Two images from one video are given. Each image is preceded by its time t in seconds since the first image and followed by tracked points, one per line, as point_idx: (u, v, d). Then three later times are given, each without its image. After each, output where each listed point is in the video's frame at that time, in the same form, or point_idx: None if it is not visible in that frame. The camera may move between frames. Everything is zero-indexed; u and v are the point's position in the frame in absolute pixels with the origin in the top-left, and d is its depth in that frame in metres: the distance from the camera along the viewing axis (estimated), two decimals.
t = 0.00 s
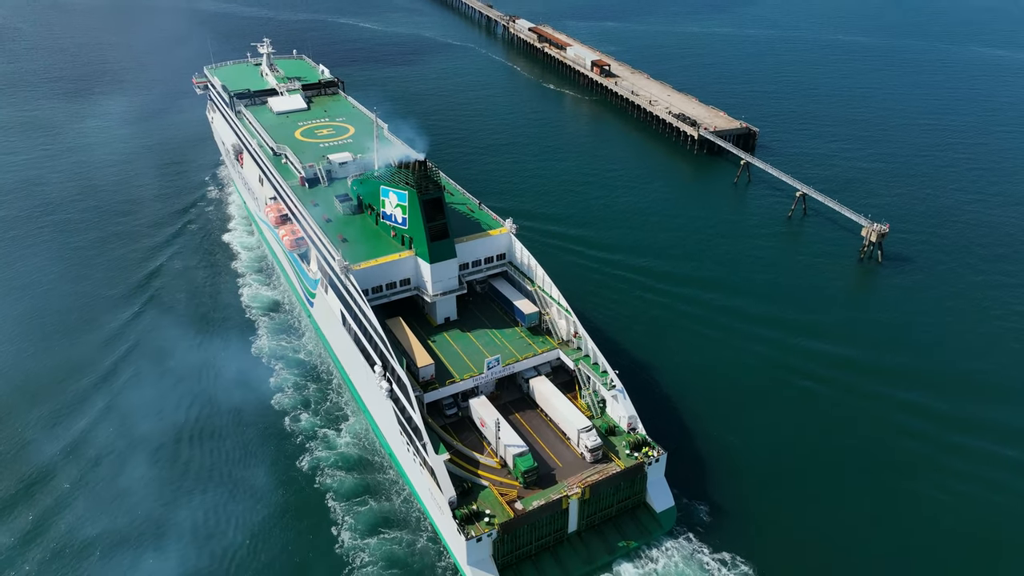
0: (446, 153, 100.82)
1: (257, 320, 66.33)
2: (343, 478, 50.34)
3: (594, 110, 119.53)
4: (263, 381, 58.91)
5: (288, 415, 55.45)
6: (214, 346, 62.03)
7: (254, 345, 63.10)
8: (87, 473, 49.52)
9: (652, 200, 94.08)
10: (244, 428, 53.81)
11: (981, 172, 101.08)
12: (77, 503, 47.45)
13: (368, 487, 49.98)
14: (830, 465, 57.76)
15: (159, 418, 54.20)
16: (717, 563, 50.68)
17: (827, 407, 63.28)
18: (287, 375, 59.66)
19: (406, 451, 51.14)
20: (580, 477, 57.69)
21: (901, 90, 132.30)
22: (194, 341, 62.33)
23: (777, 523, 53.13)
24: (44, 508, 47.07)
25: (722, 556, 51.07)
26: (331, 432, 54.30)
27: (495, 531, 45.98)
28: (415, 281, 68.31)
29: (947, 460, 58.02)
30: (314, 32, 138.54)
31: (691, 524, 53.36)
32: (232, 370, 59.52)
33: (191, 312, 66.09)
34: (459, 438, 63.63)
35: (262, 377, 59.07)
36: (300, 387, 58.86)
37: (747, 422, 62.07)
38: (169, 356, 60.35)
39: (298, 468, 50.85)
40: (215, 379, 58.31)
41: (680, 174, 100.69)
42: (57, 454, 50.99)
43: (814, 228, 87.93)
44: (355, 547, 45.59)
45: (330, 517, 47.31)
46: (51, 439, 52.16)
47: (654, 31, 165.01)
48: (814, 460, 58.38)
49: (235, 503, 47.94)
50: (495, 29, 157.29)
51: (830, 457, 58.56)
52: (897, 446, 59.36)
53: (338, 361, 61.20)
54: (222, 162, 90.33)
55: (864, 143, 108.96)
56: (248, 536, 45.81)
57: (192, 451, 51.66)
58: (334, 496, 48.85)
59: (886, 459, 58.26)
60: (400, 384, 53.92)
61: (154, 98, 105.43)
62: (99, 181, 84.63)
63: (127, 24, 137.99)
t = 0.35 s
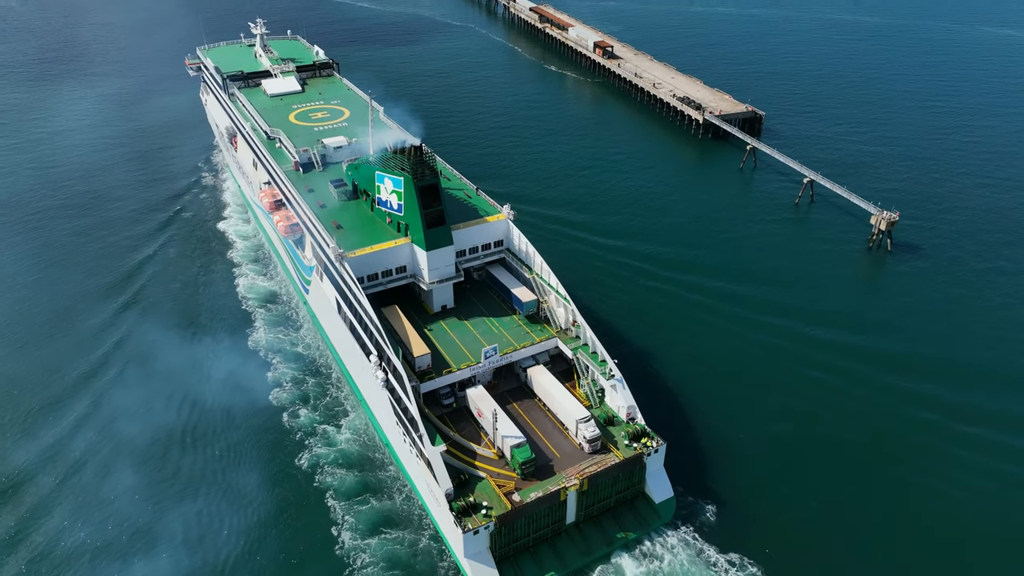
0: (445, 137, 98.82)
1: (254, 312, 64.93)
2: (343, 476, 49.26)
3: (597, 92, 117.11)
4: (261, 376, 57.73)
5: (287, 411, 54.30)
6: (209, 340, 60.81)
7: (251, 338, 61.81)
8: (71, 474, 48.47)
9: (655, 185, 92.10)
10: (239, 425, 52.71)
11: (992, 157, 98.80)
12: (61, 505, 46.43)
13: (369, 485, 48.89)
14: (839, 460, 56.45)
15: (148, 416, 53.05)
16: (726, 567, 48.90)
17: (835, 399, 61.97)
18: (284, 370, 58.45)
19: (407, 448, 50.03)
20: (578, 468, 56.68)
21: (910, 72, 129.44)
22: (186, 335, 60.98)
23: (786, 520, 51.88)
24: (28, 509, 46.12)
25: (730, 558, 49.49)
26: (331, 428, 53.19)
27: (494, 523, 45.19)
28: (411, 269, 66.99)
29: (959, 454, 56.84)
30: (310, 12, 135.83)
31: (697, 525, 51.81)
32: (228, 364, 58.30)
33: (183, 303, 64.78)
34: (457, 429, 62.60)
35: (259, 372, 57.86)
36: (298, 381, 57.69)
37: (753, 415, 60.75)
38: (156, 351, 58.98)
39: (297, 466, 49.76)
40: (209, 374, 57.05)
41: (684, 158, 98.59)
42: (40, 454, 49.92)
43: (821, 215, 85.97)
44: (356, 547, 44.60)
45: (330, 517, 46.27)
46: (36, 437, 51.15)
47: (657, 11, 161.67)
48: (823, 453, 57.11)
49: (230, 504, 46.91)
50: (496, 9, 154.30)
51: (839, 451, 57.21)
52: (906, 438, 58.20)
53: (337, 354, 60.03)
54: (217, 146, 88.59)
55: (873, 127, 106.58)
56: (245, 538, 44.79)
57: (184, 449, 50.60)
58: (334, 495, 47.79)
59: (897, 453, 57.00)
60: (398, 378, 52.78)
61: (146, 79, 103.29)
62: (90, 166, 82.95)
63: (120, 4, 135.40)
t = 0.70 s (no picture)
0: (443, 131, 97.21)
1: (251, 313, 63.64)
2: (343, 484, 48.19)
3: (599, 85, 115.30)
4: (258, 380, 56.57)
5: (285, 416, 53.16)
6: (204, 342, 59.63)
7: (247, 340, 60.55)
8: (55, 482, 47.48)
9: (658, 180, 90.36)
10: (234, 430, 51.65)
11: (1002, 151, 96.96)
12: (44, 515, 45.45)
13: (369, 493, 47.80)
14: (849, 463, 55.16)
15: (136, 420, 52.04)
16: None
17: (843, 400, 60.69)
18: (282, 373, 57.27)
19: (403, 448, 49.32)
20: (577, 469, 55.61)
21: (918, 64, 127.29)
22: (179, 338, 59.79)
23: (796, 526, 50.56)
24: (11, 521, 45.06)
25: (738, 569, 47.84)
26: (330, 434, 52.08)
27: (490, 525, 44.25)
28: (407, 265, 65.82)
29: (972, 457, 55.61)
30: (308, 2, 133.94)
31: (702, 535, 50.07)
32: (224, 368, 57.12)
33: (175, 302, 63.69)
34: (453, 429, 61.54)
35: (256, 375, 56.71)
36: (297, 385, 56.53)
37: (758, 415, 59.54)
38: (144, 354, 57.86)
39: (296, 474, 48.65)
40: (202, 379, 55.90)
41: (688, 153, 96.81)
42: (23, 460, 48.95)
43: (828, 210, 84.33)
44: (356, 558, 43.59)
45: (329, 527, 45.23)
46: (22, 442, 50.18)
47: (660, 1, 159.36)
48: (830, 455, 55.85)
49: (223, 514, 45.86)
50: None
51: (848, 454, 55.92)
52: (915, 440, 57.02)
53: (336, 356, 58.88)
54: (212, 139, 87.22)
55: (880, 120, 104.70)
56: (241, 550, 43.75)
57: (176, 457, 49.48)
58: (333, 503, 46.72)
59: (909, 456, 55.75)
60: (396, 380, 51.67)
61: (140, 70, 101.73)
62: (82, 160, 81.60)
63: None
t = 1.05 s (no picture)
0: (443, 133, 95.70)
1: (247, 323, 62.04)
2: (343, 501, 46.59)
3: (601, 85, 113.75)
4: (255, 393, 54.97)
5: (282, 431, 51.58)
6: (198, 354, 58.15)
7: (243, 352, 58.96)
8: (37, 500, 46.17)
9: (661, 184, 88.68)
10: (228, 445, 50.11)
11: (1012, 154, 95.07)
12: (24, 534, 44.12)
13: (370, 511, 46.19)
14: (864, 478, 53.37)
15: (122, 434, 50.69)
16: None
17: (855, 411, 59.00)
18: (279, 386, 55.66)
19: (399, 457, 48.17)
20: (575, 479, 54.26)
21: (925, 64, 125.40)
22: (171, 350, 58.22)
23: (810, 544, 48.79)
24: None
25: None
26: (329, 449, 50.47)
27: (488, 537, 43.13)
28: (403, 270, 64.57)
29: (987, 469, 54.06)
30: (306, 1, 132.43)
31: (712, 556, 48.26)
32: (218, 381, 55.58)
33: (166, 309, 62.43)
34: (450, 437, 60.24)
35: (252, 389, 55.10)
36: (295, 398, 54.91)
37: (767, 426, 57.93)
38: (131, 364, 56.62)
39: (294, 492, 47.02)
40: (194, 393, 54.36)
41: (691, 156, 95.15)
42: (5, 475, 47.72)
43: (835, 215, 82.61)
44: None
45: (328, 548, 43.64)
46: (4, 455, 48.96)
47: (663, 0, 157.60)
48: (842, 468, 54.20)
49: (214, 536, 44.21)
50: None
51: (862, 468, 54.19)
52: (928, 451, 55.47)
53: (335, 367, 57.27)
54: (207, 141, 85.82)
55: (887, 122, 102.90)
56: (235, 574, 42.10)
57: (165, 475, 47.88)
58: (332, 522, 45.10)
59: (925, 470, 53.98)
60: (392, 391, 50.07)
61: (136, 70, 100.48)
62: (75, 162, 80.44)
63: None
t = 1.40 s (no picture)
0: (442, 136, 94.38)
1: (243, 334, 60.63)
2: (342, 520, 45.11)
3: (602, 88, 112.41)
4: (252, 408, 53.53)
5: (280, 446, 50.15)
6: (193, 366, 56.76)
7: (240, 364, 57.50)
8: (20, 517, 44.91)
9: (664, 189, 87.10)
10: (221, 461, 48.71)
11: (1021, 159, 93.38)
12: (7, 554, 42.86)
13: (370, 530, 44.76)
14: (878, 494, 51.81)
15: (109, 451, 49.26)
16: None
17: (866, 424, 57.53)
18: (277, 400, 54.17)
19: (395, 467, 47.20)
20: (574, 490, 53.00)
21: (930, 67, 123.74)
22: (163, 363, 56.76)
23: (824, 564, 47.23)
24: None
25: None
26: (328, 465, 49.00)
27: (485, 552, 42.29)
28: (399, 276, 63.47)
29: (1000, 481, 52.82)
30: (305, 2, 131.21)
31: None
32: (213, 395, 54.19)
33: (159, 317, 61.31)
34: (446, 447, 58.99)
35: (249, 403, 53.62)
36: (293, 412, 53.44)
37: (774, 438, 56.51)
38: (121, 374, 55.40)
39: (291, 511, 45.53)
40: (186, 407, 52.92)
41: (694, 160, 93.61)
42: None
43: (841, 220, 80.93)
44: None
45: (327, 570, 42.18)
46: None
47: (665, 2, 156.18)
48: (853, 482, 52.75)
49: (204, 560, 42.66)
50: None
51: (874, 483, 52.64)
52: (940, 463, 54.19)
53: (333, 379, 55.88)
54: (202, 145, 84.63)
55: (893, 125, 101.38)
56: None
57: (153, 495, 46.38)
58: (330, 543, 43.62)
59: (940, 486, 52.44)
60: (389, 403, 48.79)
61: (131, 71, 99.44)
62: (68, 166, 79.34)
63: None
